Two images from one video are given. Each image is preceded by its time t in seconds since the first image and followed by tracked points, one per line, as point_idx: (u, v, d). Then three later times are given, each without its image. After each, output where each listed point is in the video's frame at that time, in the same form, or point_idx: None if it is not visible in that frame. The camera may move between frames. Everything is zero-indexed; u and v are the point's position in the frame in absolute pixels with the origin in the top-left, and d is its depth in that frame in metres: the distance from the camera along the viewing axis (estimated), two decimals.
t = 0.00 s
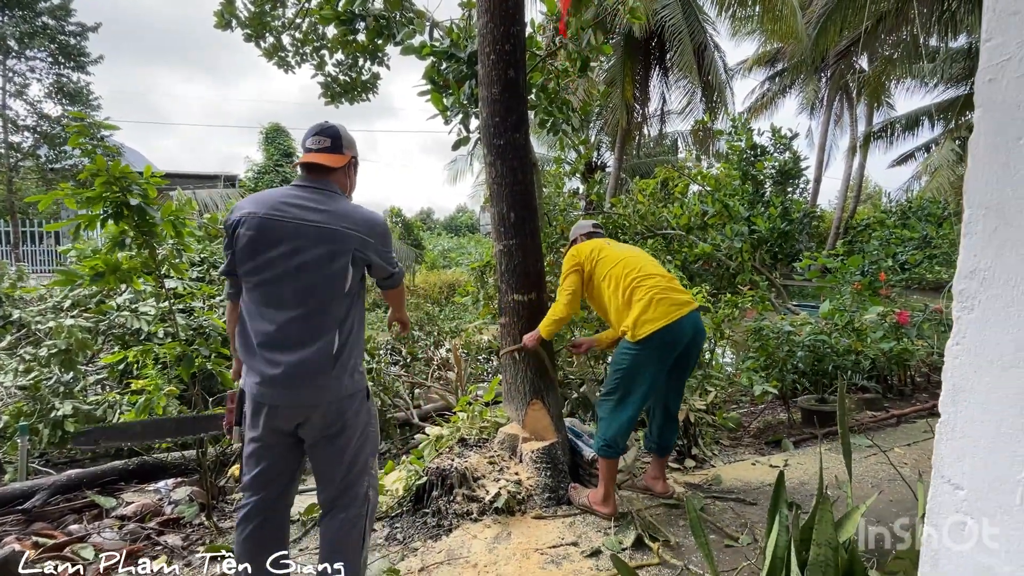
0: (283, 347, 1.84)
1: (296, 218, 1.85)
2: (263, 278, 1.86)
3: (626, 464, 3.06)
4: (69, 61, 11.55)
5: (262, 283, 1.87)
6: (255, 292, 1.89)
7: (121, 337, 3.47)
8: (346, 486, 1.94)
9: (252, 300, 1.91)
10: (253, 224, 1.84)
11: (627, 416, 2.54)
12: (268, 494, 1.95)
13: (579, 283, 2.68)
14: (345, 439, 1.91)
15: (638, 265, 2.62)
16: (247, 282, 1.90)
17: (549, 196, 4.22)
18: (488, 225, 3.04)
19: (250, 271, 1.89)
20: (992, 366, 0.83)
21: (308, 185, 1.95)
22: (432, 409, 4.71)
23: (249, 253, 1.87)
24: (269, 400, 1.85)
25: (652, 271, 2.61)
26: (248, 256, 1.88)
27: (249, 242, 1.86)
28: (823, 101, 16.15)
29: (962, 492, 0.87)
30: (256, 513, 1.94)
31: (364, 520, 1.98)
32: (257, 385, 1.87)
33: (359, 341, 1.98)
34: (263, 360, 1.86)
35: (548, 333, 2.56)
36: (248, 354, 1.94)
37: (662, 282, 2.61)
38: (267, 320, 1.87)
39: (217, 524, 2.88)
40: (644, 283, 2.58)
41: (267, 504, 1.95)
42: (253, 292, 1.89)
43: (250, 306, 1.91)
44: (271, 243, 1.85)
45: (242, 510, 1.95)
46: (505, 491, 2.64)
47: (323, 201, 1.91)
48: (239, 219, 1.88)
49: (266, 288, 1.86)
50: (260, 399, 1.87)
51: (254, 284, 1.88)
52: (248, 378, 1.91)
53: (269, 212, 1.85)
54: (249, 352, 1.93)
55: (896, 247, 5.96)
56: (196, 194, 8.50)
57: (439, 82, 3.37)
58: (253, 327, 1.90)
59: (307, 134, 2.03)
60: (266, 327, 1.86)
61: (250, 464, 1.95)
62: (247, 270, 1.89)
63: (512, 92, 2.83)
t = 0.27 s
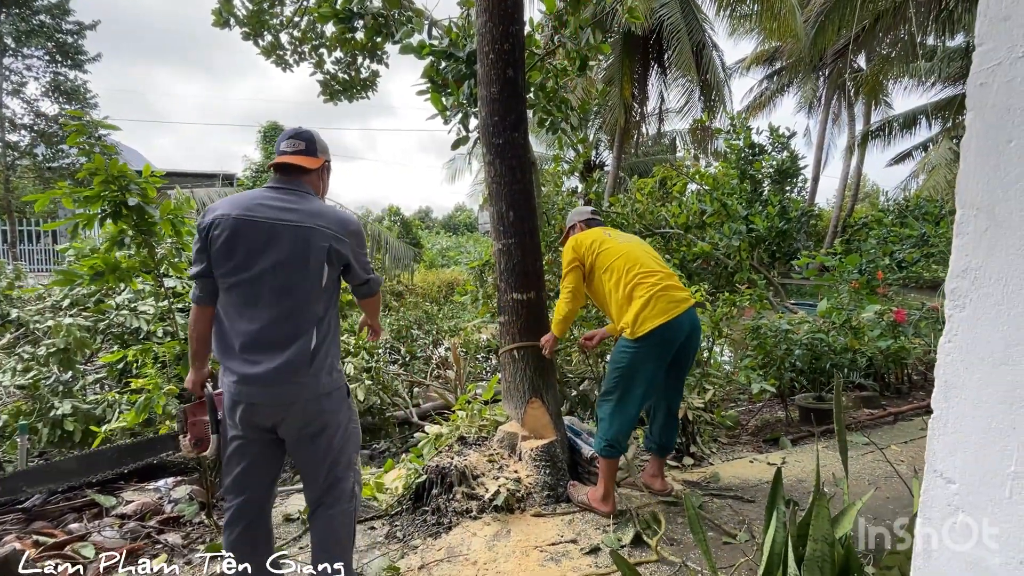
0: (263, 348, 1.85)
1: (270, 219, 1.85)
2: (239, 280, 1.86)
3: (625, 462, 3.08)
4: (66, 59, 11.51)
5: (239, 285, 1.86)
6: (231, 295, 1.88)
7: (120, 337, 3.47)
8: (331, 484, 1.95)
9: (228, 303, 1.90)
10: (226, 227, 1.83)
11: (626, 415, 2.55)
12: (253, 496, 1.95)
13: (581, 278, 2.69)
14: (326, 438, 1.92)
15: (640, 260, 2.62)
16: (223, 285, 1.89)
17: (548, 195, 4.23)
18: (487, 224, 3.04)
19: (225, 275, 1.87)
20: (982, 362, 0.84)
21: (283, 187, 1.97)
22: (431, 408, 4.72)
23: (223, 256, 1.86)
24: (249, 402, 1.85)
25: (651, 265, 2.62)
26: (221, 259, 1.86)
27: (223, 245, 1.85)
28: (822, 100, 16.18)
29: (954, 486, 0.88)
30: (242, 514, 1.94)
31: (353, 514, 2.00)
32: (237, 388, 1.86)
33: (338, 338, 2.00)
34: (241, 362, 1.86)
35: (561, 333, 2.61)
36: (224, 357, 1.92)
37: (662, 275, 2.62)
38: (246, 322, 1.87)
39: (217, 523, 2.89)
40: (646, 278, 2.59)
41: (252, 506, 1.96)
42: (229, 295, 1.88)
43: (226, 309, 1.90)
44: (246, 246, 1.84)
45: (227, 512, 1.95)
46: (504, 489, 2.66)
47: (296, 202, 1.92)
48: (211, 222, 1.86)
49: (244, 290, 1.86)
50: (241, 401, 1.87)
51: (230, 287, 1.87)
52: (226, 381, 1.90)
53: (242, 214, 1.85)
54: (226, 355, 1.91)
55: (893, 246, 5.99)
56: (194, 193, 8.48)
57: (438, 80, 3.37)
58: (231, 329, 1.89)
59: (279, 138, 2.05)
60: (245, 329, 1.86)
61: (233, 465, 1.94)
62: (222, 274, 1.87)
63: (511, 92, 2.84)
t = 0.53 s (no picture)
0: (255, 351, 1.86)
1: (257, 223, 1.86)
2: (229, 285, 1.86)
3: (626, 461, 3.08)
4: (67, 59, 11.52)
5: (228, 290, 1.87)
6: (221, 300, 1.89)
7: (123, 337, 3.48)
8: (325, 483, 1.96)
9: (217, 308, 1.90)
10: (212, 233, 1.84)
11: (627, 415, 2.56)
12: (249, 498, 1.97)
13: (581, 275, 2.69)
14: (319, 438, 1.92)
15: (641, 257, 2.63)
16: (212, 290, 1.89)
17: (548, 194, 4.25)
18: (488, 223, 3.05)
19: (213, 280, 1.88)
20: (982, 361, 0.85)
21: (266, 190, 1.96)
22: (433, 407, 4.73)
23: (210, 261, 1.86)
24: (240, 405, 1.86)
25: (652, 261, 2.63)
26: (209, 266, 1.87)
27: (210, 252, 1.85)
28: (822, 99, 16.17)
29: (953, 483, 0.89)
30: (241, 514, 1.96)
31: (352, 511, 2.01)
32: (229, 391, 1.86)
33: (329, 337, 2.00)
34: (233, 366, 1.86)
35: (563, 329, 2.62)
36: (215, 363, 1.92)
37: (663, 271, 2.63)
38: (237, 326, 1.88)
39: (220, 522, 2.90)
40: (647, 276, 2.60)
41: (249, 507, 1.97)
42: (219, 301, 1.89)
43: (216, 314, 1.90)
44: (233, 251, 1.85)
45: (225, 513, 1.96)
46: (506, 488, 2.66)
47: (280, 205, 1.92)
48: (196, 229, 1.86)
49: (234, 295, 1.87)
50: (233, 405, 1.87)
51: (220, 292, 1.87)
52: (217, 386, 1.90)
53: (227, 219, 1.85)
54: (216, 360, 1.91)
55: (894, 245, 5.99)
56: (195, 192, 8.49)
57: (438, 80, 3.38)
58: (223, 334, 1.90)
59: (261, 141, 2.04)
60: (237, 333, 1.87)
61: (228, 467, 1.95)
62: (209, 280, 1.88)
63: (512, 92, 2.84)
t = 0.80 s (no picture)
0: (255, 355, 1.86)
1: (256, 228, 1.86)
2: (229, 290, 1.87)
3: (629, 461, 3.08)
4: (71, 61, 11.59)
5: (228, 295, 1.87)
6: (221, 305, 1.89)
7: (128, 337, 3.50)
8: (326, 485, 1.96)
9: (217, 313, 1.91)
10: (211, 238, 1.84)
11: (629, 417, 2.56)
12: (250, 499, 1.97)
13: (582, 275, 2.69)
14: (319, 440, 1.92)
15: (644, 256, 2.62)
16: (212, 295, 1.90)
17: (551, 194, 4.26)
18: (491, 223, 3.05)
19: (212, 285, 1.88)
20: (990, 363, 0.85)
21: (265, 194, 1.95)
22: (436, 407, 4.73)
23: (209, 266, 1.87)
24: (240, 408, 1.87)
25: (653, 261, 2.63)
26: (208, 270, 1.87)
27: (210, 256, 1.86)
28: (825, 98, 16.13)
29: (961, 484, 0.89)
30: (242, 515, 1.97)
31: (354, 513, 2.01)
32: (229, 395, 1.87)
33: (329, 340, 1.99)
34: (232, 370, 1.87)
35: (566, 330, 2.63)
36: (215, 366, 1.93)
37: (664, 271, 2.63)
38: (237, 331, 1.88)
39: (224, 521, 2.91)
40: (650, 275, 2.60)
41: (250, 508, 1.98)
42: (219, 305, 1.90)
43: (216, 318, 1.91)
44: (232, 256, 1.86)
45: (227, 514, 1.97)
46: (510, 488, 2.67)
47: (278, 209, 1.91)
48: (196, 234, 1.87)
49: (234, 300, 1.88)
50: (233, 408, 1.88)
51: (220, 296, 1.88)
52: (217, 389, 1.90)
53: (226, 224, 1.86)
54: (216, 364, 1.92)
55: (897, 244, 5.97)
56: (198, 193, 8.52)
57: (441, 80, 3.38)
58: (224, 339, 1.91)
59: (261, 141, 2.04)
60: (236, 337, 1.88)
61: (229, 467, 1.96)
62: (209, 285, 1.89)
63: (515, 92, 2.85)
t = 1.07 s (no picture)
0: (256, 358, 1.87)
1: (257, 231, 1.87)
2: (232, 292, 1.89)
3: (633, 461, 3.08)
4: (77, 62, 11.66)
5: (231, 297, 1.89)
6: (224, 307, 1.91)
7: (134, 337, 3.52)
8: (327, 487, 1.97)
9: (220, 315, 1.92)
10: (213, 241, 1.86)
11: (633, 418, 2.55)
12: (253, 501, 1.98)
13: (586, 276, 2.67)
14: (319, 443, 1.93)
15: (648, 256, 2.62)
16: (215, 297, 1.92)
17: (554, 194, 4.26)
18: (495, 224, 3.05)
19: (216, 287, 1.90)
20: (998, 366, 0.85)
21: (268, 196, 1.96)
22: (439, 407, 4.74)
23: (212, 268, 1.88)
24: (242, 410, 1.88)
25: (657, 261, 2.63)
26: (211, 273, 1.89)
27: (212, 259, 1.87)
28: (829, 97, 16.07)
29: (969, 486, 0.89)
30: (244, 515, 1.98)
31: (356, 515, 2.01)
32: (231, 397, 1.88)
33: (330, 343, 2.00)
34: (235, 372, 1.88)
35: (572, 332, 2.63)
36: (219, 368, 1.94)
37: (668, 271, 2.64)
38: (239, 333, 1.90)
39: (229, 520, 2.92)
40: (654, 276, 2.59)
41: (252, 509, 1.98)
42: (222, 308, 1.91)
43: (219, 321, 1.93)
44: (235, 259, 1.87)
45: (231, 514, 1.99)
46: (514, 488, 2.67)
47: (280, 212, 1.91)
48: (199, 236, 1.88)
49: (237, 302, 1.89)
50: (235, 410, 1.89)
51: (223, 299, 1.90)
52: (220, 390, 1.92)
53: (228, 226, 1.86)
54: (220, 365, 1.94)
55: (902, 244, 5.95)
56: (202, 193, 8.56)
57: (444, 81, 3.38)
58: (226, 341, 1.92)
59: (266, 141, 2.04)
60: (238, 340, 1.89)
61: (233, 467, 1.97)
62: (212, 287, 1.90)
63: (519, 93, 2.85)
